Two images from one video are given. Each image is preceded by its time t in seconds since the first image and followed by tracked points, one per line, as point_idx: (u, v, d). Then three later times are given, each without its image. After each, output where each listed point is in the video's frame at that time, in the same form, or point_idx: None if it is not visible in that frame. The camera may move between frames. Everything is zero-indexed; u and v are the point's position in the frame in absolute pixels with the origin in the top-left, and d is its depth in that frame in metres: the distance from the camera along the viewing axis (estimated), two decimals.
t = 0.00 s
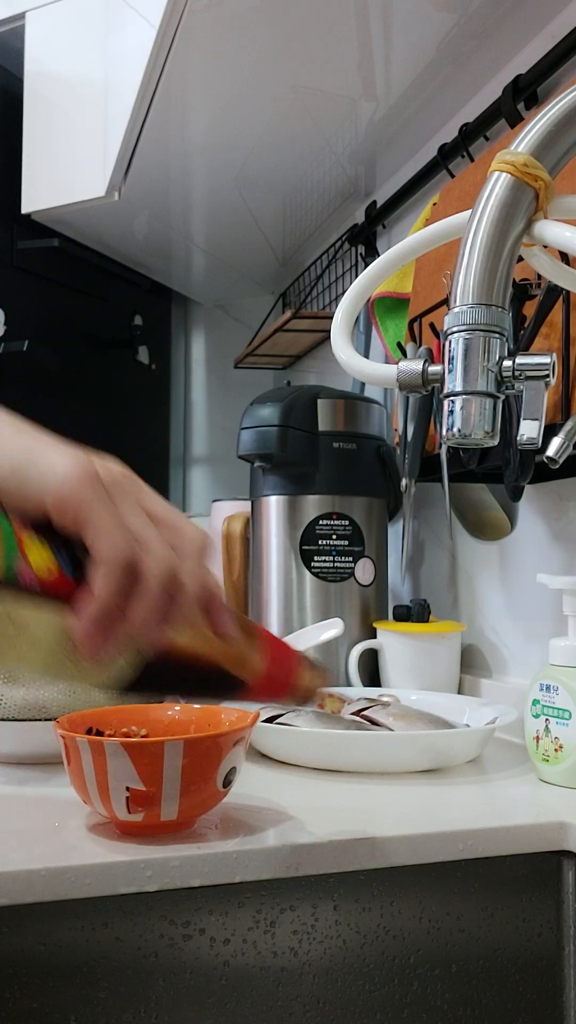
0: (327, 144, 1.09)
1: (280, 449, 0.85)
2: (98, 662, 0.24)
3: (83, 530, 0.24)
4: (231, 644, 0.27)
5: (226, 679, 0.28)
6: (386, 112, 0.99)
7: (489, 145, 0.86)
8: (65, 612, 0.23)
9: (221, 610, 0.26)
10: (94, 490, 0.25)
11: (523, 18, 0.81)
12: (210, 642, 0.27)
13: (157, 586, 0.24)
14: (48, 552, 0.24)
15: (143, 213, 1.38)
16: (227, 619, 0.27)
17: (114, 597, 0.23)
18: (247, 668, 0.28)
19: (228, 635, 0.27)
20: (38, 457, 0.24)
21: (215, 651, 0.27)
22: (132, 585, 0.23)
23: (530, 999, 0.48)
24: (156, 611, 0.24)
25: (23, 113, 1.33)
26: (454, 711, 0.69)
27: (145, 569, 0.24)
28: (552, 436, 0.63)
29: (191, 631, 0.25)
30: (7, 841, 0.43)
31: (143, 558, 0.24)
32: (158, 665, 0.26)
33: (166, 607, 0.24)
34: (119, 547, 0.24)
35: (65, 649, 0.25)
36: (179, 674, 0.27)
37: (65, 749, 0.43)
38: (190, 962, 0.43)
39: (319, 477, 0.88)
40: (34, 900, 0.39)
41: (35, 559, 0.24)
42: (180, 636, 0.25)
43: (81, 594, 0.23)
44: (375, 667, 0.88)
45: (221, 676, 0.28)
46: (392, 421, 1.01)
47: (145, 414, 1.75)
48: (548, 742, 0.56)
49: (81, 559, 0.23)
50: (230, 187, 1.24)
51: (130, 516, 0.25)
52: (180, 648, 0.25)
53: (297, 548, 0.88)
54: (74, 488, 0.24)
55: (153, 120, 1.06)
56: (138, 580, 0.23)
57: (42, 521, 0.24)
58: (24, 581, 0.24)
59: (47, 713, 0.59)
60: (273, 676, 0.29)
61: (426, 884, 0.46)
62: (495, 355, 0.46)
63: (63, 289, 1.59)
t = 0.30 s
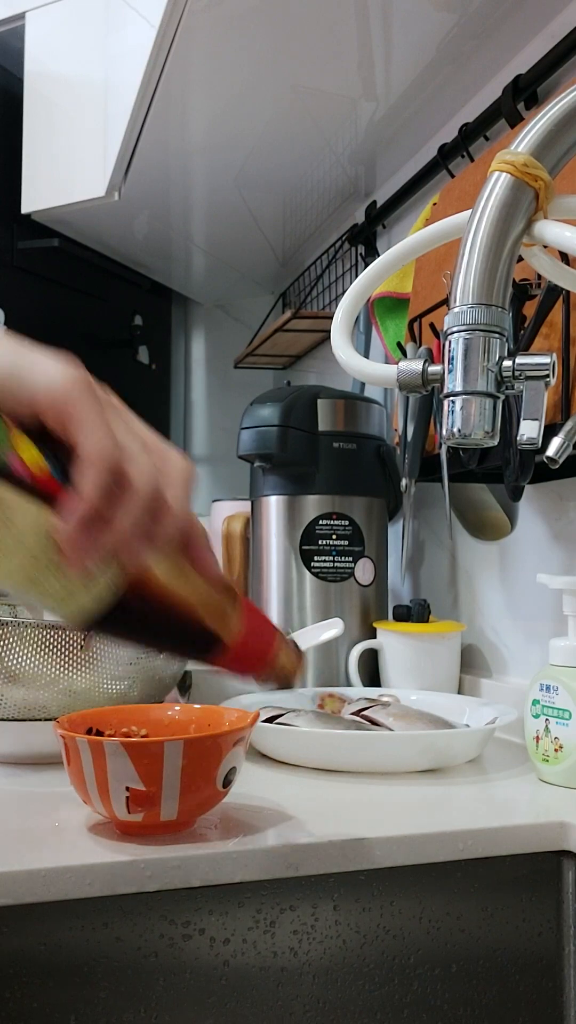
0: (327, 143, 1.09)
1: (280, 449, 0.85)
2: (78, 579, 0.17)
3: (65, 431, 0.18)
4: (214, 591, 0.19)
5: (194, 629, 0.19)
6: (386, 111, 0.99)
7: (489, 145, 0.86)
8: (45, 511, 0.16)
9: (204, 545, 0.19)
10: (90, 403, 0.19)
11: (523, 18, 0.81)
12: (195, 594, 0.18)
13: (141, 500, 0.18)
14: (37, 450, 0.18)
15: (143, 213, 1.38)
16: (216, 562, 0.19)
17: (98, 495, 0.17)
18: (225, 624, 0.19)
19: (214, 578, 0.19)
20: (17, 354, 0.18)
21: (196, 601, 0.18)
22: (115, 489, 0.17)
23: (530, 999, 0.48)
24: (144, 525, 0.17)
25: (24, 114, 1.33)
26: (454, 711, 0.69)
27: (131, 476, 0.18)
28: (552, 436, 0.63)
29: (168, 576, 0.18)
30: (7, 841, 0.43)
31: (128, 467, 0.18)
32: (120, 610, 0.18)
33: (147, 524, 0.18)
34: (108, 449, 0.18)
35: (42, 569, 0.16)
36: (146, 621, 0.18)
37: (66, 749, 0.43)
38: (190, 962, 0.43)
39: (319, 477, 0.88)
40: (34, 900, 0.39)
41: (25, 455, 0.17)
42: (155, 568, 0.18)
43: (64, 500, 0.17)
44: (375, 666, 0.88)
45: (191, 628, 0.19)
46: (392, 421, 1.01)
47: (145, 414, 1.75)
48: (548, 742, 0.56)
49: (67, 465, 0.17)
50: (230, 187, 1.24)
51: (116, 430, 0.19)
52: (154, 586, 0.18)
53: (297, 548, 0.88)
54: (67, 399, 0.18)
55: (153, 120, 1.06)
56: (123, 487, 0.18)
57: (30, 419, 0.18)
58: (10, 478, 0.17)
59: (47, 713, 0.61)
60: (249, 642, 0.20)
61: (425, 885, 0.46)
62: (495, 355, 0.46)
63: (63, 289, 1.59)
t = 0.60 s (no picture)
0: (327, 143, 1.09)
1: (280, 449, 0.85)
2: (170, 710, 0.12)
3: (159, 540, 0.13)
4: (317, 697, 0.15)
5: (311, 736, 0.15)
6: (387, 111, 0.99)
7: (489, 145, 0.86)
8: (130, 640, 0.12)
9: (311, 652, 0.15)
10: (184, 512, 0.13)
11: (523, 18, 0.81)
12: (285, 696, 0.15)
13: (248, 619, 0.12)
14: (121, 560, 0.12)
15: (143, 213, 1.39)
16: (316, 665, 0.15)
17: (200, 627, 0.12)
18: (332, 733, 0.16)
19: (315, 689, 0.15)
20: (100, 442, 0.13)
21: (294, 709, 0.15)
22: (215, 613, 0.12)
23: (530, 999, 0.48)
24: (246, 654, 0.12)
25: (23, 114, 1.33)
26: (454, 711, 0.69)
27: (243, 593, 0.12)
28: (552, 436, 0.63)
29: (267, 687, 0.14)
30: (7, 841, 0.43)
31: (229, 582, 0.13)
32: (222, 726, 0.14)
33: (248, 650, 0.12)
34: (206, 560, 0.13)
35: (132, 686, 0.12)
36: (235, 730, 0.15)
37: (65, 749, 0.43)
38: (191, 962, 0.43)
39: (319, 477, 0.88)
40: (34, 901, 0.39)
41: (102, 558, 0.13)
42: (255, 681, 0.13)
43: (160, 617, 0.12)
44: (375, 667, 0.88)
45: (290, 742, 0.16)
46: (392, 421, 1.01)
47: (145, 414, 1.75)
48: (548, 742, 0.56)
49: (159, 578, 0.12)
50: (230, 187, 1.24)
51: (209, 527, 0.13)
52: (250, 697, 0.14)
53: (298, 548, 0.88)
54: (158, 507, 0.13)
55: (153, 120, 1.06)
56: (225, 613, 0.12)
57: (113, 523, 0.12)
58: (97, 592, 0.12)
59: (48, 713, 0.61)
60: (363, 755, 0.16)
61: (425, 884, 0.46)
62: (495, 355, 0.46)
63: (63, 289, 1.59)
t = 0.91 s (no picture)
0: (327, 144, 1.09)
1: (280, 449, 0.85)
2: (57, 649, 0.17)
3: (56, 492, 0.17)
4: (238, 669, 0.22)
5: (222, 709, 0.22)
6: (387, 111, 0.99)
7: (489, 145, 0.86)
8: (17, 577, 0.16)
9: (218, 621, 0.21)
10: (87, 466, 0.17)
11: (523, 18, 0.81)
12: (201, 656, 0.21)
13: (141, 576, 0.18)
14: (9, 508, 0.16)
15: (143, 213, 1.39)
16: (225, 633, 0.21)
17: (91, 570, 0.17)
18: (254, 709, 0.23)
19: (234, 659, 0.22)
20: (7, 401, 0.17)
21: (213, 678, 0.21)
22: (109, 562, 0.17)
23: (530, 999, 0.48)
24: (144, 600, 0.18)
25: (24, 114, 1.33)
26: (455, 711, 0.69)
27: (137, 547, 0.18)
28: (552, 436, 0.63)
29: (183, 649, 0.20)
30: (7, 841, 0.43)
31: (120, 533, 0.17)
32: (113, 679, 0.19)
33: (153, 603, 0.18)
34: (95, 510, 0.17)
35: (18, 643, 0.17)
36: (149, 697, 0.20)
37: (65, 749, 0.43)
38: (190, 962, 0.43)
39: (319, 477, 0.88)
40: (33, 900, 0.39)
41: None
42: (171, 638, 0.19)
43: (47, 571, 0.16)
44: (375, 667, 0.88)
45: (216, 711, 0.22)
46: (392, 421, 1.01)
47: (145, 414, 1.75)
48: (548, 742, 0.56)
49: (49, 526, 0.17)
50: (230, 187, 1.24)
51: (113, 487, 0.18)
52: (161, 659, 0.19)
53: (297, 548, 0.88)
54: (54, 456, 0.17)
55: (153, 119, 1.05)
56: (122, 567, 0.18)
57: (14, 477, 0.16)
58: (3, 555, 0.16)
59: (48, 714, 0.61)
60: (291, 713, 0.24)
61: (425, 883, 0.46)
62: (495, 355, 0.46)
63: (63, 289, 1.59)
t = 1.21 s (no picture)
0: (327, 144, 1.09)
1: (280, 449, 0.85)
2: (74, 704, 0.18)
3: (73, 551, 0.17)
4: (274, 701, 0.21)
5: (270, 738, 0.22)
6: (387, 111, 0.99)
7: (489, 145, 0.86)
8: (36, 637, 0.17)
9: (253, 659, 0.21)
10: (96, 512, 0.18)
11: (523, 18, 0.81)
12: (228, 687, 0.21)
13: (166, 627, 0.19)
14: (26, 576, 0.17)
15: (143, 213, 1.39)
16: (271, 672, 0.21)
17: (108, 629, 0.17)
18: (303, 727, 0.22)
19: (268, 691, 0.21)
20: (15, 456, 0.17)
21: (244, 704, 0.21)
22: (127, 618, 0.18)
23: (529, 999, 0.48)
24: (119, 626, 0.18)
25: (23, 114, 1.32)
26: (455, 711, 0.69)
27: (153, 606, 0.18)
28: (552, 436, 0.63)
29: (216, 678, 0.20)
30: (7, 841, 0.43)
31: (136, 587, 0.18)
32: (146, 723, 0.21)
33: (135, 632, 0.18)
34: (112, 567, 0.17)
35: (41, 699, 0.17)
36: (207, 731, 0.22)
37: (65, 749, 0.43)
38: (190, 962, 0.43)
39: (319, 477, 0.88)
40: (33, 900, 0.39)
41: (11, 583, 0.17)
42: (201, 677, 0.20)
43: (67, 630, 0.17)
44: (374, 667, 0.88)
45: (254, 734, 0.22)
46: (392, 421, 1.01)
47: (145, 414, 1.75)
48: (548, 742, 0.56)
49: (68, 586, 0.17)
50: (230, 187, 1.24)
51: (126, 531, 0.18)
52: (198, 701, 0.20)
53: (298, 548, 0.88)
54: (70, 515, 0.17)
55: (153, 119, 1.05)
56: (133, 620, 0.18)
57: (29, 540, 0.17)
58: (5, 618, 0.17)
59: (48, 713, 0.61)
60: (343, 729, 0.23)
61: (424, 884, 0.47)
62: (495, 355, 0.46)
63: (63, 289, 1.59)
